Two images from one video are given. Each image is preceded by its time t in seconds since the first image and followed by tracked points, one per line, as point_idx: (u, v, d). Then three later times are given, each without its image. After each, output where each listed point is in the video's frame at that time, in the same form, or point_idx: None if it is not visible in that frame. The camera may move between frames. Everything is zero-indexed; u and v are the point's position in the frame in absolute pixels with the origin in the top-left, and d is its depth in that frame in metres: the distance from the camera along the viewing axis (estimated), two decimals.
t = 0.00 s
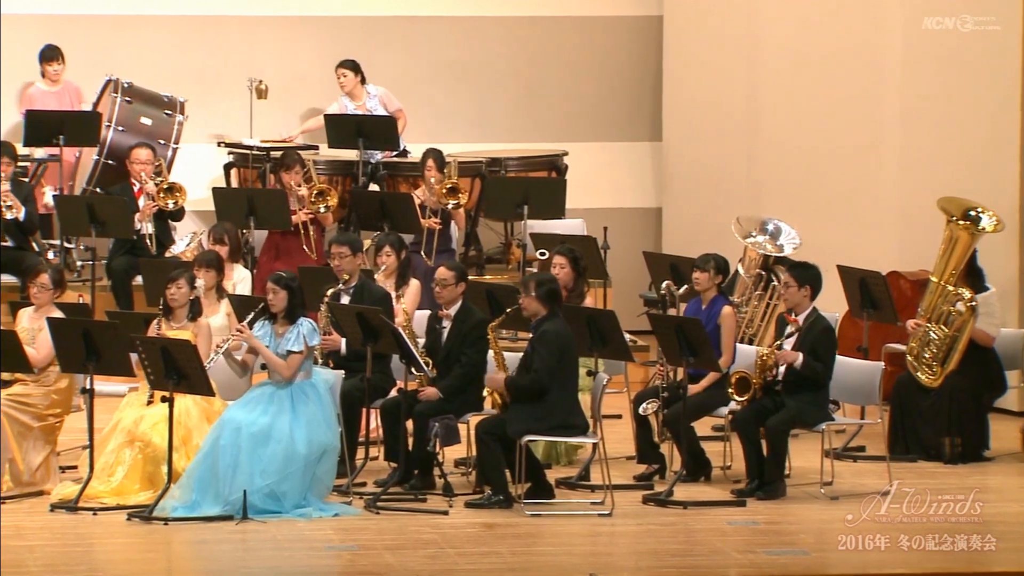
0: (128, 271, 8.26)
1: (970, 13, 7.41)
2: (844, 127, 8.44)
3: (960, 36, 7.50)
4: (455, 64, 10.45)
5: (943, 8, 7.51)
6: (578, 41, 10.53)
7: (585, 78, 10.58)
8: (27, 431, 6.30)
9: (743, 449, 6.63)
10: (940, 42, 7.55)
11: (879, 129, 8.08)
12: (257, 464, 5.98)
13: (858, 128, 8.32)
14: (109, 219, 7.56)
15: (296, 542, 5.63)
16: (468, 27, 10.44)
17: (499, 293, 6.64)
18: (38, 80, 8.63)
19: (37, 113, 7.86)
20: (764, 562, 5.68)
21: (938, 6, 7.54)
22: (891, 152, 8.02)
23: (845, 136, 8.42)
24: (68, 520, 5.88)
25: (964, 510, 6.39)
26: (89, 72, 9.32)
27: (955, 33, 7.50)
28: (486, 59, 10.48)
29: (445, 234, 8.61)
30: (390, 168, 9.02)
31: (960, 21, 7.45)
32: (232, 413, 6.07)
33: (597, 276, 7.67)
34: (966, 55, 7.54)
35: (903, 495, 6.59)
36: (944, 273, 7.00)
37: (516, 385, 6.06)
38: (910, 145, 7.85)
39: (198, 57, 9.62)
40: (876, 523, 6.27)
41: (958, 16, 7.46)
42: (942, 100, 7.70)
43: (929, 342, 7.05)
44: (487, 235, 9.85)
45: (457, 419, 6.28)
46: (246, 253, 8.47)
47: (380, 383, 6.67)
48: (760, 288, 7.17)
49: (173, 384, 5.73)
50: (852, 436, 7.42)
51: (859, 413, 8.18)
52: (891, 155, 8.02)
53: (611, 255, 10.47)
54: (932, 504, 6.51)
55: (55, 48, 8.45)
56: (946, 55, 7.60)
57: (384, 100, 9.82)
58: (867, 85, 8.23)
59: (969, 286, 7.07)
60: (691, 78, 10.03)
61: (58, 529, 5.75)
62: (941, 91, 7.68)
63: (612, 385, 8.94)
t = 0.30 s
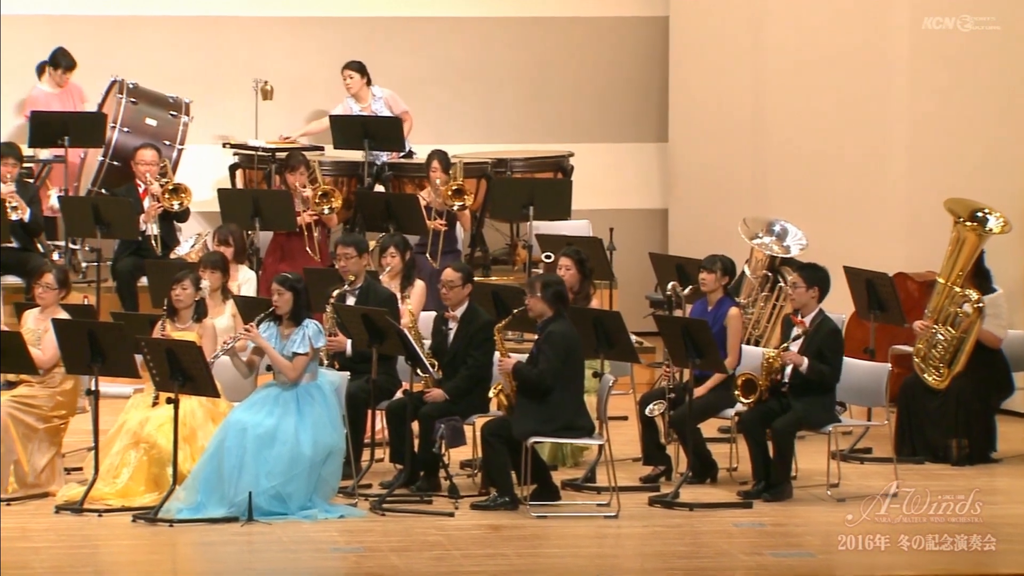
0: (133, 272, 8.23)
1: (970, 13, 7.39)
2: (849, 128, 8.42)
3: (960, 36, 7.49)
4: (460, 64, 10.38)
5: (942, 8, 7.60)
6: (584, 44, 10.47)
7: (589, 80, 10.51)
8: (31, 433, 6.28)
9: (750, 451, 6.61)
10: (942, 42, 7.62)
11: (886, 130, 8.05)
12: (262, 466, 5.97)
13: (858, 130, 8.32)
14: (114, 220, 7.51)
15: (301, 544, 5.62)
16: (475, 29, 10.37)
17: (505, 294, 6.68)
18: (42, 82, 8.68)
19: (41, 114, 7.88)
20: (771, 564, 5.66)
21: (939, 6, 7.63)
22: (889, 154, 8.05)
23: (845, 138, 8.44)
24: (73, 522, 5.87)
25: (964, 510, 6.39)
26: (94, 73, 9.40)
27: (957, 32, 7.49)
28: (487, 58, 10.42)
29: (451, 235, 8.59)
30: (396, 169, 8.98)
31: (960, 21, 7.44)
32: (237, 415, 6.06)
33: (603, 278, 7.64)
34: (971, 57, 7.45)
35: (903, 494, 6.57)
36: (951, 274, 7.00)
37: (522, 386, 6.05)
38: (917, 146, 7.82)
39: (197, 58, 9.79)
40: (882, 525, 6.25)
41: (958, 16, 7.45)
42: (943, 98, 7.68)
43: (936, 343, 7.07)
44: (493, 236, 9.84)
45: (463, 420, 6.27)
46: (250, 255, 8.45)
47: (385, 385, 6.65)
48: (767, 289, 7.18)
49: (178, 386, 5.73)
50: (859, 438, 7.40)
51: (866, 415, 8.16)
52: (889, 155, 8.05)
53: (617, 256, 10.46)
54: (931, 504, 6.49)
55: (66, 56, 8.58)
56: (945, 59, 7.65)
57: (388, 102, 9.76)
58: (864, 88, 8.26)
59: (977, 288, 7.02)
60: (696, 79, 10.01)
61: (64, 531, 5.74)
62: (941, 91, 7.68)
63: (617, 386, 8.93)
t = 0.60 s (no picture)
0: (139, 275, 8.17)
1: (970, 13, 7.61)
2: (856, 130, 8.40)
3: (960, 35, 7.67)
4: (467, 64, 10.26)
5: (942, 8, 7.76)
6: (592, 47, 10.38)
7: (596, 83, 10.41)
8: (38, 436, 6.24)
9: (759, 455, 6.59)
10: (939, 42, 7.78)
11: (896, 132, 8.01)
12: (270, 469, 5.95)
13: (858, 131, 8.36)
14: (121, 223, 7.48)
15: (309, 547, 5.58)
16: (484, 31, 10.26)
17: (513, 295, 6.66)
18: (54, 84, 8.85)
19: (46, 116, 7.85)
20: (781, 569, 5.62)
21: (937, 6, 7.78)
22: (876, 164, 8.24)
23: (843, 140, 8.50)
24: (80, 526, 5.85)
25: (964, 510, 6.42)
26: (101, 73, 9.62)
27: (956, 32, 7.69)
28: (495, 58, 10.30)
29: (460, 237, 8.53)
30: (403, 172, 8.92)
31: (960, 21, 7.65)
32: (245, 418, 6.03)
33: (613, 280, 7.60)
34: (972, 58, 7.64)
35: (910, 498, 6.56)
36: (961, 277, 6.92)
37: (530, 389, 6.02)
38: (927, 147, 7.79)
39: (198, 57, 9.87)
40: (893, 528, 6.20)
41: (958, 16, 7.66)
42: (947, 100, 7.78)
43: (946, 347, 7.00)
44: (501, 238, 9.82)
45: (471, 423, 6.25)
46: (257, 257, 8.42)
47: (394, 388, 6.62)
48: (775, 292, 7.19)
49: (185, 390, 5.72)
50: (868, 442, 7.37)
51: (876, 418, 8.12)
52: (884, 155, 8.17)
53: (625, 259, 10.41)
54: (932, 504, 6.51)
55: (74, 55, 8.70)
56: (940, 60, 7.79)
57: (395, 105, 9.69)
58: (861, 92, 8.33)
59: (987, 291, 7.00)
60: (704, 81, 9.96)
61: (71, 535, 5.71)
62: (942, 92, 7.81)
63: (626, 389, 8.89)
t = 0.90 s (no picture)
0: (149, 279, 8.10)
1: (970, 13, 7.73)
2: (865, 131, 8.39)
3: (961, 35, 7.79)
4: (477, 67, 10.21)
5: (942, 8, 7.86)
6: (602, 49, 10.31)
7: (607, 85, 10.34)
8: (47, 440, 6.23)
9: (771, 460, 6.55)
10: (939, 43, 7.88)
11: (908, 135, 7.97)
12: (280, 474, 5.92)
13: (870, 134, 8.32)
14: (131, 226, 7.44)
15: (319, 552, 5.55)
16: (493, 32, 10.19)
17: (523, 299, 6.63)
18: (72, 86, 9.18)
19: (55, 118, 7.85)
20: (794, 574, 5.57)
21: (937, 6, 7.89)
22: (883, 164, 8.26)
23: (853, 142, 8.47)
24: (90, 530, 5.82)
25: (964, 511, 6.44)
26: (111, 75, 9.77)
27: (956, 32, 7.81)
28: (502, 59, 10.23)
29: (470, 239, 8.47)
30: (414, 175, 8.87)
31: (960, 21, 7.77)
32: (255, 422, 6.00)
33: (624, 284, 7.57)
34: (971, 58, 7.76)
35: (924, 504, 6.52)
36: (974, 281, 6.84)
37: (542, 393, 5.99)
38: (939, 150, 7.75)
39: (200, 56, 9.91)
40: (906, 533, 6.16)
41: (958, 16, 7.78)
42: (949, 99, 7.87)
43: (960, 351, 6.94)
44: (512, 241, 9.80)
45: (481, 427, 6.21)
46: (267, 261, 8.40)
47: (404, 392, 6.60)
48: (788, 296, 7.12)
49: (195, 394, 5.72)
50: (881, 447, 7.32)
51: (889, 423, 8.07)
52: (892, 157, 8.21)
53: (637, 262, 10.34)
54: (933, 505, 6.56)
55: (91, 55, 8.99)
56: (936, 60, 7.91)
57: (409, 108, 9.61)
58: (860, 96, 8.40)
59: (1001, 294, 6.94)
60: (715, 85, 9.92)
61: (80, 540, 5.69)
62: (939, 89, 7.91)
63: (638, 394, 8.84)
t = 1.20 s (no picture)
0: (157, 284, 8.04)
1: (970, 13, 7.80)
2: (870, 132, 8.40)
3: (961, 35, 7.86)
4: (489, 70, 10.11)
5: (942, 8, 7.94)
6: (616, 52, 10.19)
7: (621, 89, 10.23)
8: (55, 447, 6.18)
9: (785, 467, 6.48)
10: (937, 42, 7.97)
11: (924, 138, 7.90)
12: (290, 480, 5.86)
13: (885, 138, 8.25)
14: (139, 231, 7.39)
15: (329, 560, 5.49)
16: (507, 35, 10.09)
17: (535, 304, 6.51)
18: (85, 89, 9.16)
19: (66, 123, 7.83)
20: None
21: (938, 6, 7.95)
22: (885, 163, 8.31)
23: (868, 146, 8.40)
24: (98, 538, 5.77)
25: (964, 511, 6.50)
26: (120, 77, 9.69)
27: (956, 32, 7.88)
28: (515, 63, 10.11)
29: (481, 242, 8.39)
30: (425, 180, 8.83)
31: (960, 21, 7.84)
32: (265, 429, 5.95)
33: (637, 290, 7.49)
34: (971, 58, 7.82)
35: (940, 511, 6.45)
36: (991, 285, 6.79)
37: (555, 400, 5.93)
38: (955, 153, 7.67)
39: (210, 59, 9.81)
40: (918, 540, 6.09)
41: (958, 16, 7.85)
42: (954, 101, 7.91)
43: (976, 357, 6.88)
44: (524, 246, 9.73)
45: (492, 434, 6.15)
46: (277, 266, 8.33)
47: (415, 398, 6.53)
48: (802, 302, 7.05)
49: (204, 400, 5.68)
50: (897, 453, 7.24)
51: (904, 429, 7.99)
52: (898, 157, 8.24)
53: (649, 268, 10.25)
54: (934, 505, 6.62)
55: (105, 58, 9.00)
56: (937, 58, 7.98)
57: (431, 110, 9.40)
58: (864, 98, 8.43)
59: (1020, 299, 6.81)
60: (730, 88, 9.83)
61: (89, 547, 5.63)
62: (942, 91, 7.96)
63: (651, 400, 8.76)
